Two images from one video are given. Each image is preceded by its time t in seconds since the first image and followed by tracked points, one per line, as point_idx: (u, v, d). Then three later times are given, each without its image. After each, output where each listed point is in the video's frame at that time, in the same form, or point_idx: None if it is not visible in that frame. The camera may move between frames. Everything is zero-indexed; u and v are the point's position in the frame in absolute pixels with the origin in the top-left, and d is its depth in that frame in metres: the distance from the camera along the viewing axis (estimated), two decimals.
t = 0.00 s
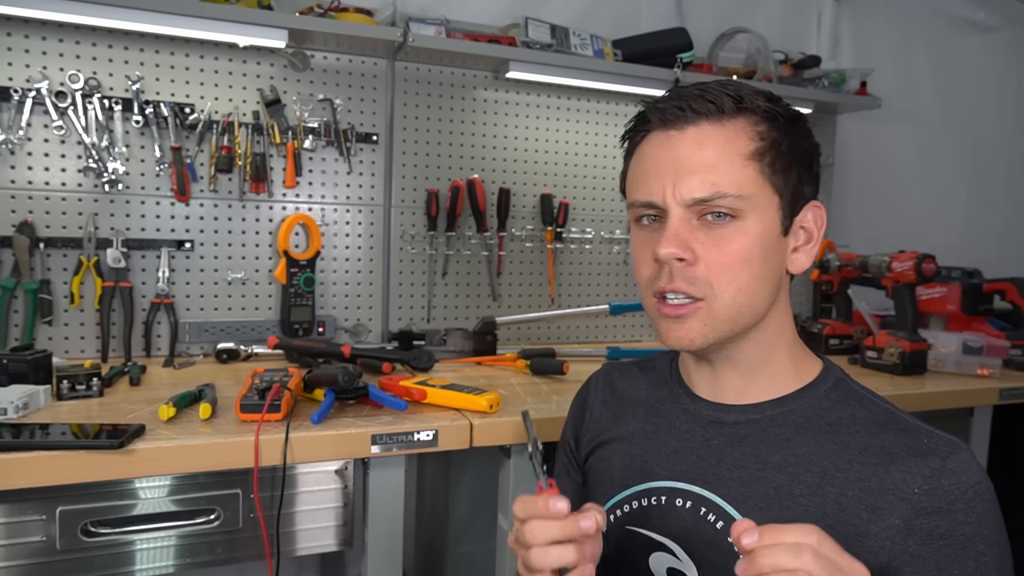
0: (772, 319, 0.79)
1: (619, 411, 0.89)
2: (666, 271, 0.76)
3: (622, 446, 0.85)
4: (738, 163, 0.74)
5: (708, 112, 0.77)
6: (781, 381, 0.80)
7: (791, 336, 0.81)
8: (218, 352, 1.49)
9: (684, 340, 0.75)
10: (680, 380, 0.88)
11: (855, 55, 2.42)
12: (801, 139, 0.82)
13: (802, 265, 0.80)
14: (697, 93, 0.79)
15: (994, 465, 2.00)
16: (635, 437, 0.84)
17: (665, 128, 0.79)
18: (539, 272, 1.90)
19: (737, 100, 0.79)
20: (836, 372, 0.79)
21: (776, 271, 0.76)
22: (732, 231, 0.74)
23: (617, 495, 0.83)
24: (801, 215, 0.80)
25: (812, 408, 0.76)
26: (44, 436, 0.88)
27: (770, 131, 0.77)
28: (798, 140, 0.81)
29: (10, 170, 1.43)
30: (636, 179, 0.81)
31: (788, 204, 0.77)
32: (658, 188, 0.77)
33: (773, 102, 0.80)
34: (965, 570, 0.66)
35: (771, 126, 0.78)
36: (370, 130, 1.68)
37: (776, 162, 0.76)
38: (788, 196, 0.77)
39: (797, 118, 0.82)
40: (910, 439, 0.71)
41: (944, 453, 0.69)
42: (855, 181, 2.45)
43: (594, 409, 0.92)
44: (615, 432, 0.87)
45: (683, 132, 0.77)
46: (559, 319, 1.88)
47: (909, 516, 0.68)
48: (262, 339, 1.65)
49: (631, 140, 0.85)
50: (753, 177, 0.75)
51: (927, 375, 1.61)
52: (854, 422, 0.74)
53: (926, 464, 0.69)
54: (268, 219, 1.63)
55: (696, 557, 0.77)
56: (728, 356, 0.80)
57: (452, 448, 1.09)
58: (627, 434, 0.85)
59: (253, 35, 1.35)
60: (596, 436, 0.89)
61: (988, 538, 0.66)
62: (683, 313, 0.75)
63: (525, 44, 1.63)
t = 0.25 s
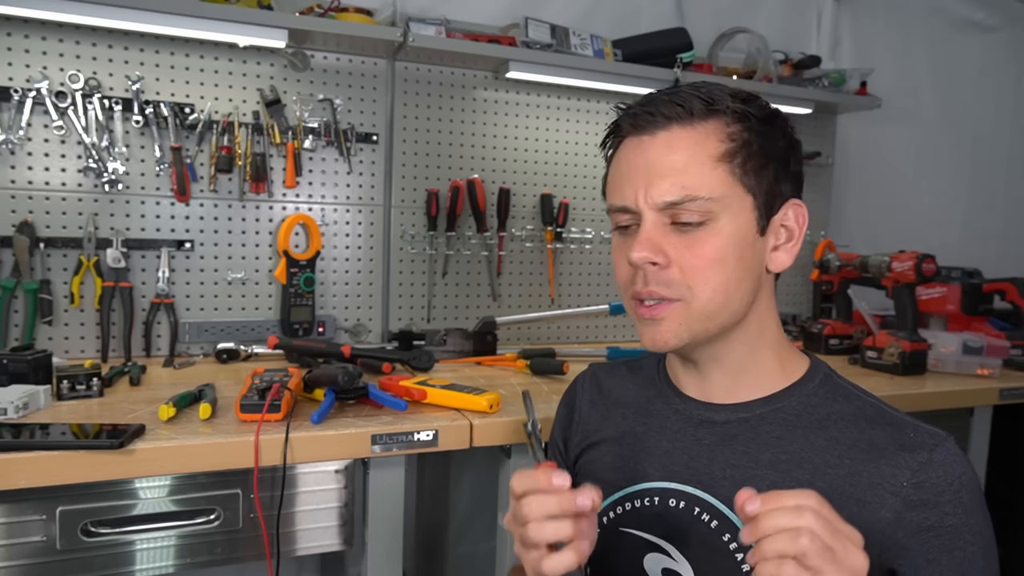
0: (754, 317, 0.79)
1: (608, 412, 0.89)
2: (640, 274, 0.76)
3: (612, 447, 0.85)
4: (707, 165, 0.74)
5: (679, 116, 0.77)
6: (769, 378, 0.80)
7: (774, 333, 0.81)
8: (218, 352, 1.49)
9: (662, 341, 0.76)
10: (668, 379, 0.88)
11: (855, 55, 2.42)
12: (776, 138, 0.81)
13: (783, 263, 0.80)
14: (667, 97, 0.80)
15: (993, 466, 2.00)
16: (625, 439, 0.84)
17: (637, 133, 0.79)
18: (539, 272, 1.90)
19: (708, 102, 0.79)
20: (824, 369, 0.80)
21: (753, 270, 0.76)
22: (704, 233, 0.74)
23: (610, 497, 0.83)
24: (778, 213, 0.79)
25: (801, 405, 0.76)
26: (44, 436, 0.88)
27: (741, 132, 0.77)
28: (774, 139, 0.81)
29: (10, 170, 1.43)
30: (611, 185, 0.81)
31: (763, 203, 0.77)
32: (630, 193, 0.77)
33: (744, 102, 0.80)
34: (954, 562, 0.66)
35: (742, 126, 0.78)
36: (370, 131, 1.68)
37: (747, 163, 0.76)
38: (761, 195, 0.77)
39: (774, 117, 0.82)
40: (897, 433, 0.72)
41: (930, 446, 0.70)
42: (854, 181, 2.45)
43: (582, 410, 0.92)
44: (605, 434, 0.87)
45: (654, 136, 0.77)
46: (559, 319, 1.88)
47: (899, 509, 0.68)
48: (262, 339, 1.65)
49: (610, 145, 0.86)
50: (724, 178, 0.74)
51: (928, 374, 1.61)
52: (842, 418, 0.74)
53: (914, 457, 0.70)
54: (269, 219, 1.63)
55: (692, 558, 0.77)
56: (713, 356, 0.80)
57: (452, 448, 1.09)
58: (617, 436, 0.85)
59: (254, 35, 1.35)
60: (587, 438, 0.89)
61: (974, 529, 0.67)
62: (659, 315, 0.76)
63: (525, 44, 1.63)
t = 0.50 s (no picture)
0: (741, 315, 0.80)
1: (600, 413, 0.89)
2: (625, 266, 0.76)
3: (605, 448, 0.85)
4: (694, 160, 0.75)
5: (668, 112, 0.78)
6: (760, 377, 0.80)
7: (764, 332, 0.82)
8: (219, 352, 1.49)
9: (645, 334, 0.76)
10: (660, 380, 0.88)
11: (855, 55, 2.42)
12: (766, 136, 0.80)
13: (769, 262, 0.79)
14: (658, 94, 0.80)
15: (993, 466, 2.00)
16: (618, 440, 0.84)
17: (627, 129, 0.80)
18: (539, 272, 1.90)
19: (698, 99, 0.79)
20: (815, 367, 0.80)
21: (739, 267, 0.76)
22: (689, 227, 0.74)
23: (604, 498, 0.83)
24: (767, 212, 0.79)
25: (793, 404, 0.76)
26: (44, 436, 0.88)
27: (730, 129, 0.77)
28: (765, 137, 0.80)
29: (10, 170, 1.43)
30: (601, 179, 0.82)
31: (751, 201, 0.77)
32: (618, 185, 0.78)
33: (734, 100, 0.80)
34: (945, 560, 0.66)
35: (732, 124, 0.77)
36: (370, 131, 1.68)
37: (734, 160, 0.76)
38: (749, 192, 0.77)
39: (766, 116, 0.82)
40: (888, 431, 0.71)
41: (921, 445, 0.69)
42: (854, 181, 2.45)
43: (575, 411, 0.92)
44: (599, 435, 0.87)
45: (643, 132, 0.78)
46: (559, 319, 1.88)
47: (890, 509, 0.67)
48: (262, 339, 1.65)
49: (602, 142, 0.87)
50: (711, 174, 0.74)
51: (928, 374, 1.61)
52: (834, 416, 0.74)
53: (905, 456, 0.69)
54: (269, 219, 1.63)
55: (687, 559, 0.76)
56: (703, 354, 0.80)
57: (452, 448, 1.09)
58: (610, 437, 0.85)
59: (254, 35, 1.35)
60: (580, 438, 0.89)
61: (965, 527, 0.67)
62: (642, 308, 0.76)
63: (525, 44, 1.63)
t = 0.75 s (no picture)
0: (742, 313, 0.80)
1: (598, 413, 0.89)
2: (628, 252, 0.76)
3: (603, 450, 0.85)
4: (705, 150, 0.75)
5: (681, 104, 0.79)
6: (759, 380, 0.80)
7: (765, 334, 0.82)
8: (218, 352, 1.49)
9: (648, 323, 0.76)
10: (657, 381, 0.88)
11: (855, 55, 2.42)
12: (775, 136, 0.81)
13: (772, 261, 0.80)
14: (672, 88, 0.81)
15: (993, 466, 2.00)
16: (615, 442, 0.84)
17: (639, 119, 0.80)
18: (539, 272, 1.90)
19: (712, 94, 0.79)
20: (813, 368, 0.80)
21: (742, 262, 0.76)
22: (695, 216, 0.74)
23: (601, 501, 0.83)
24: (771, 211, 0.79)
25: (790, 406, 0.76)
26: (44, 436, 0.88)
27: (741, 124, 0.78)
28: (776, 138, 0.81)
29: (10, 170, 1.43)
30: (610, 167, 0.82)
31: (757, 197, 0.78)
32: (626, 171, 0.79)
33: (746, 98, 0.80)
34: (945, 561, 0.66)
35: (743, 120, 0.78)
36: (369, 130, 1.68)
37: (744, 155, 0.77)
38: (756, 187, 0.77)
39: (776, 117, 0.82)
40: (886, 433, 0.71)
41: (919, 446, 0.70)
42: (853, 181, 2.46)
43: (574, 411, 0.92)
44: (597, 436, 0.87)
45: (655, 121, 0.79)
46: (559, 319, 1.88)
47: (889, 511, 0.67)
48: (262, 339, 1.65)
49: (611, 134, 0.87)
50: (720, 165, 0.75)
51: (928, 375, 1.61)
52: (832, 418, 0.74)
53: (903, 457, 0.69)
54: (268, 219, 1.63)
55: (684, 562, 0.76)
56: (704, 353, 0.80)
57: (452, 448, 1.09)
58: (608, 439, 0.85)
59: (253, 35, 1.35)
60: (579, 439, 0.89)
61: (965, 527, 0.67)
62: (644, 296, 0.76)
63: (525, 44, 1.63)
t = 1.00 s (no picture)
0: (757, 318, 0.80)
1: (599, 412, 0.89)
2: (660, 268, 0.74)
3: (605, 448, 0.85)
4: (736, 160, 0.74)
5: (707, 108, 0.76)
6: (765, 381, 0.80)
7: (772, 336, 0.82)
8: (219, 352, 1.49)
9: (680, 338, 0.75)
10: (660, 381, 0.88)
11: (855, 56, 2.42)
12: (791, 141, 0.81)
13: (786, 264, 0.80)
14: (695, 88, 0.78)
15: (993, 466, 2.00)
16: (617, 440, 0.84)
17: (663, 122, 0.77)
18: (539, 272, 1.90)
19: (734, 97, 0.78)
20: (815, 369, 0.80)
21: (765, 271, 0.77)
22: (726, 229, 0.74)
23: (602, 498, 0.83)
24: (786, 216, 0.80)
25: (792, 406, 0.76)
26: (44, 436, 0.88)
27: (765, 131, 0.77)
28: (791, 141, 0.82)
29: (10, 170, 1.43)
30: (629, 170, 0.79)
31: (779, 204, 0.79)
32: (654, 181, 0.75)
33: (765, 101, 0.80)
34: (950, 560, 0.67)
35: (766, 126, 0.78)
36: (369, 131, 1.68)
37: (770, 162, 0.77)
38: (778, 196, 0.78)
39: (791, 119, 0.83)
40: (889, 433, 0.73)
41: (922, 445, 0.71)
42: (853, 180, 2.46)
43: (577, 407, 0.92)
44: (599, 434, 0.87)
45: (681, 126, 0.76)
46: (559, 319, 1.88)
47: (894, 512, 0.68)
48: (262, 339, 1.65)
49: (623, 131, 0.83)
50: (750, 175, 0.75)
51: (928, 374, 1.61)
52: (834, 419, 0.75)
53: (906, 457, 0.70)
54: (268, 219, 1.63)
55: (683, 561, 0.76)
56: (713, 358, 0.80)
57: (452, 448, 1.09)
58: (610, 437, 0.85)
59: (253, 35, 1.35)
60: (581, 436, 0.89)
61: (971, 527, 0.68)
62: (678, 311, 0.74)
63: (525, 44, 1.63)
